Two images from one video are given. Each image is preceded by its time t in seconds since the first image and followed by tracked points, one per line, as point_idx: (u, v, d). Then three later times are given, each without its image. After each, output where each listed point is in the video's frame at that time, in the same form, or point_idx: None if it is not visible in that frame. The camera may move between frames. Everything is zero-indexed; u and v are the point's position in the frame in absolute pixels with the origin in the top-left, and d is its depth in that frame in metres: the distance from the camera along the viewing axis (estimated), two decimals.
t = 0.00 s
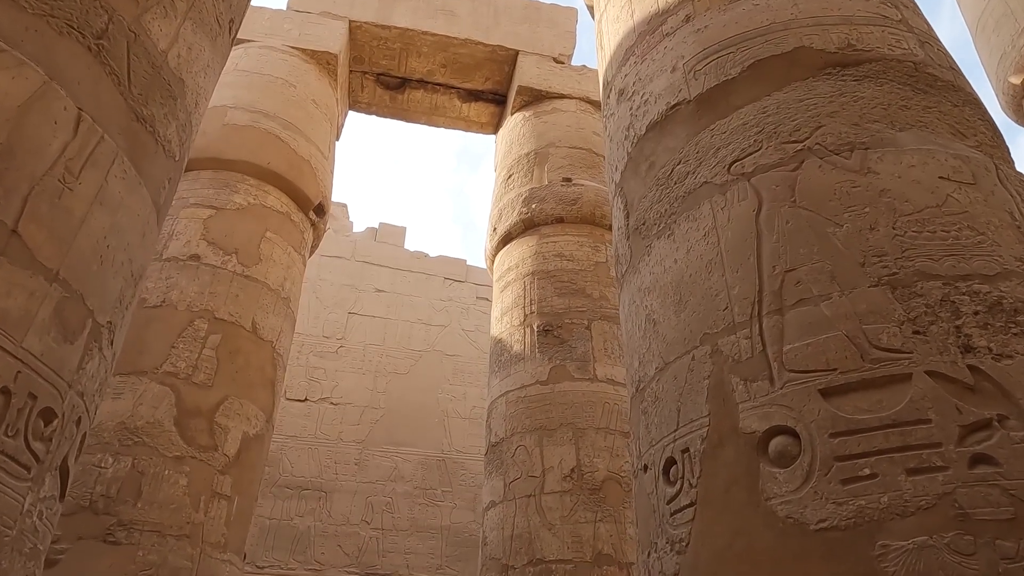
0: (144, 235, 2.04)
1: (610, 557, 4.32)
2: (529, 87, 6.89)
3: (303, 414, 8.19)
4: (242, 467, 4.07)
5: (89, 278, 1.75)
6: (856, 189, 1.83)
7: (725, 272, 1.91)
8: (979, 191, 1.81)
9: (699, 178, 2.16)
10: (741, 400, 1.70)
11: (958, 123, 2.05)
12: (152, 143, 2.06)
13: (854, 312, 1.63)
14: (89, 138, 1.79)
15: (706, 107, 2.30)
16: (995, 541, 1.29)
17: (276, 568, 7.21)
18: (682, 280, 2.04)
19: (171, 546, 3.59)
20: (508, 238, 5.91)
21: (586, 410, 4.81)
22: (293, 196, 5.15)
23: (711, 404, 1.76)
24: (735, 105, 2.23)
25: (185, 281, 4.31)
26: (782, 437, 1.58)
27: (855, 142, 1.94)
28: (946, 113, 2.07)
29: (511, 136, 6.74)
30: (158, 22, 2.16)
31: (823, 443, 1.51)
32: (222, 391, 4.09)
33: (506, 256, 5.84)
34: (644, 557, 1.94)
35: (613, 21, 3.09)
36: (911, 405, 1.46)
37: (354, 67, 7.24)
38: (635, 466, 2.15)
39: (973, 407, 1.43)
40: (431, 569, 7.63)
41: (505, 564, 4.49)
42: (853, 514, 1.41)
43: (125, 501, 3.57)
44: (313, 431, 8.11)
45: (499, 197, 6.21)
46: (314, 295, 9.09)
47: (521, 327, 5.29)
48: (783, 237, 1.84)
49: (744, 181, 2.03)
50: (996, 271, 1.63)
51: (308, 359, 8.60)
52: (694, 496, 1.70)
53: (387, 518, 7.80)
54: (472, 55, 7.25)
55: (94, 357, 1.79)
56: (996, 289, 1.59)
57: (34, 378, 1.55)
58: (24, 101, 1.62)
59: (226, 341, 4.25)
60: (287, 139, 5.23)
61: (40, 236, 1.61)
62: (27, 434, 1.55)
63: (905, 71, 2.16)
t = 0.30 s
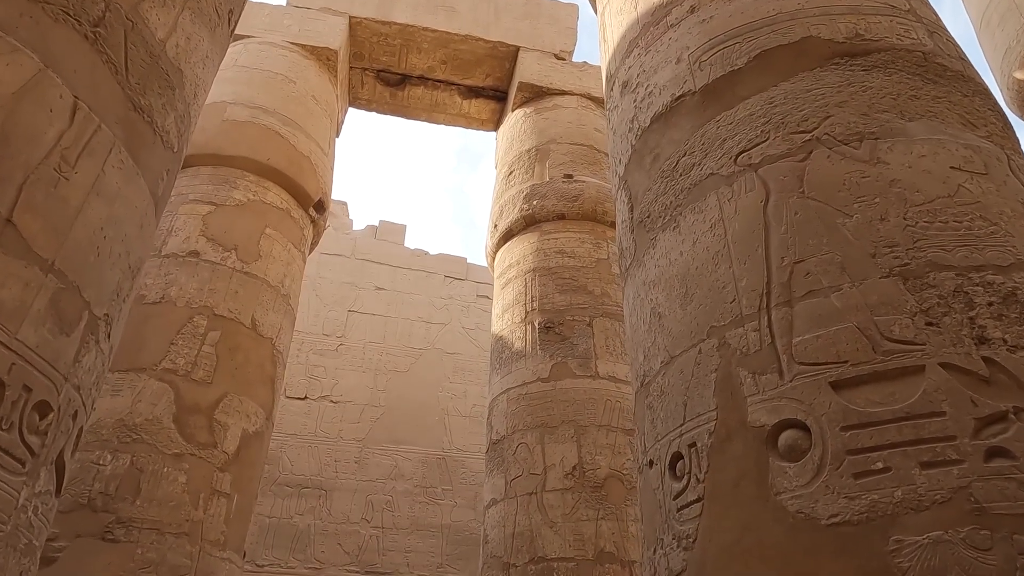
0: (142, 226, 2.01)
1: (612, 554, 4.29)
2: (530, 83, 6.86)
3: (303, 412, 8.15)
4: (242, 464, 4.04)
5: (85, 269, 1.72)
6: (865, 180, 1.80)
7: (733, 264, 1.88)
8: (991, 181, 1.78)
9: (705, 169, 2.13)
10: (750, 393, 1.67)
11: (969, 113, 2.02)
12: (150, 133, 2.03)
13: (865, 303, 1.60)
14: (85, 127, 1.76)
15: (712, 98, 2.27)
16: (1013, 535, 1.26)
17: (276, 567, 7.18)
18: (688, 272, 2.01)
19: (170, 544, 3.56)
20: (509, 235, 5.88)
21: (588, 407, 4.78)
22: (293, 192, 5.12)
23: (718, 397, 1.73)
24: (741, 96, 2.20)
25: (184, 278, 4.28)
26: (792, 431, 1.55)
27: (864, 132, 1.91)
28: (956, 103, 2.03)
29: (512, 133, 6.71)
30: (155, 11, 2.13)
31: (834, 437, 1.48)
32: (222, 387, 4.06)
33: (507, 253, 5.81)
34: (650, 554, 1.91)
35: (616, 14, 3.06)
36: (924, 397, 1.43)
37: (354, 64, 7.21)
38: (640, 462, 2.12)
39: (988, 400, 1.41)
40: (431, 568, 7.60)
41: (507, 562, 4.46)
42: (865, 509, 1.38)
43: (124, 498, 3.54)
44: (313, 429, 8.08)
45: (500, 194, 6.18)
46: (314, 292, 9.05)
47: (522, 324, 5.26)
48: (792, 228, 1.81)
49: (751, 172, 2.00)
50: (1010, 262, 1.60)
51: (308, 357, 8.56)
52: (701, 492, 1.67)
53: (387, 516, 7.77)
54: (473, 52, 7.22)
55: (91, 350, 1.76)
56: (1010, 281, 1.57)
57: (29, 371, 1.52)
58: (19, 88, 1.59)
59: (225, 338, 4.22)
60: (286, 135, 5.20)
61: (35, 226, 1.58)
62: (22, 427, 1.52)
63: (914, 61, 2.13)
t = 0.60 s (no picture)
0: (139, 217, 1.97)
1: (614, 553, 4.26)
2: (532, 80, 6.82)
3: (303, 411, 8.12)
4: (241, 462, 4.01)
5: (81, 260, 1.69)
6: (876, 170, 1.77)
7: (740, 256, 1.85)
8: (1003, 172, 1.75)
9: (711, 161, 2.10)
10: (759, 386, 1.63)
11: (979, 103, 1.98)
12: (147, 124, 2.00)
13: (877, 295, 1.57)
14: (81, 116, 1.72)
15: (718, 89, 2.24)
16: None
17: (275, 565, 7.15)
18: (695, 265, 1.98)
19: (169, 542, 3.53)
20: (510, 232, 5.85)
21: (590, 405, 4.75)
22: (293, 189, 5.09)
23: (726, 391, 1.70)
24: (748, 86, 2.17)
25: (183, 274, 4.24)
26: (803, 424, 1.52)
27: (874, 122, 1.88)
28: (967, 94, 2.00)
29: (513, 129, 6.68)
30: None
31: (846, 431, 1.44)
32: (221, 385, 4.03)
33: (508, 250, 5.78)
34: (655, 551, 1.88)
35: (620, 6, 3.02)
36: (938, 390, 1.40)
37: (354, 60, 7.17)
38: (645, 458, 2.09)
39: (1004, 392, 1.37)
40: (432, 567, 7.57)
41: (508, 561, 4.43)
42: (879, 504, 1.35)
43: (122, 496, 3.51)
44: (313, 428, 8.05)
45: (502, 191, 6.15)
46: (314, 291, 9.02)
47: (524, 322, 5.23)
48: (801, 219, 1.78)
49: (758, 163, 1.97)
50: None
51: (308, 355, 8.53)
52: (709, 487, 1.64)
53: (387, 515, 7.75)
54: (473, 48, 7.19)
55: (87, 344, 1.73)
56: None
57: (22, 362, 1.49)
58: (14, 75, 1.55)
59: (225, 335, 4.18)
60: (286, 132, 5.17)
61: (30, 215, 1.54)
62: (16, 421, 1.49)
63: (924, 51, 2.09)
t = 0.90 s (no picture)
0: (137, 209, 1.95)
1: (617, 552, 4.23)
2: (533, 77, 6.80)
3: (303, 410, 8.09)
4: (241, 460, 3.98)
5: (78, 251, 1.66)
6: (886, 160, 1.74)
7: (748, 248, 1.82)
8: (1016, 162, 1.72)
9: (718, 152, 2.07)
10: (767, 379, 1.60)
11: (990, 94, 1.95)
12: (145, 113, 1.97)
13: (888, 286, 1.54)
14: (78, 105, 1.69)
15: (724, 80, 2.21)
16: None
17: (276, 565, 7.12)
18: (701, 257, 1.95)
19: (168, 540, 3.49)
20: (512, 229, 5.82)
21: (592, 403, 4.72)
22: (293, 186, 5.06)
23: (734, 384, 1.67)
24: (754, 77, 2.14)
25: (183, 271, 4.21)
26: (813, 418, 1.49)
27: (883, 112, 1.84)
28: (978, 84, 1.97)
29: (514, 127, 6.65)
30: None
31: (858, 423, 1.42)
32: (221, 382, 4.00)
33: (510, 248, 5.76)
34: (661, 547, 1.85)
35: None
36: (953, 381, 1.37)
37: (354, 58, 7.15)
38: (650, 453, 2.06)
39: (1020, 384, 1.34)
40: (433, 566, 7.54)
41: (509, 560, 4.40)
42: (892, 498, 1.32)
43: (121, 494, 3.48)
44: (313, 427, 8.02)
45: (503, 189, 6.12)
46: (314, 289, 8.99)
47: (525, 319, 5.20)
48: (810, 210, 1.75)
49: (766, 154, 1.94)
50: None
51: (308, 354, 8.50)
52: (717, 482, 1.61)
53: (388, 514, 7.72)
54: (474, 46, 7.16)
55: (84, 337, 1.70)
56: None
57: (17, 353, 1.46)
58: (10, 62, 1.52)
59: (224, 332, 4.16)
60: (286, 128, 5.14)
61: (26, 204, 1.51)
62: (12, 414, 1.46)
63: (933, 41, 2.06)
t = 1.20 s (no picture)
0: (136, 199, 1.92)
1: (619, 550, 4.20)
2: (535, 74, 6.77)
3: (303, 409, 8.06)
4: (241, 457, 3.95)
5: (75, 241, 1.63)
6: (897, 149, 1.71)
7: (756, 238, 1.79)
8: None
9: (724, 143, 2.05)
10: (777, 371, 1.58)
11: (1001, 82, 1.92)
12: (143, 103, 1.94)
13: (901, 275, 1.51)
14: (75, 93, 1.66)
15: (731, 70, 2.18)
16: None
17: (276, 564, 7.09)
18: (708, 249, 1.92)
19: (167, 538, 3.47)
20: (513, 226, 5.79)
21: (595, 401, 4.69)
22: (293, 183, 5.03)
23: (743, 377, 1.64)
24: (761, 67, 2.11)
25: (182, 268, 4.18)
26: (824, 410, 1.46)
27: (893, 101, 1.81)
28: (989, 73, 1.94)
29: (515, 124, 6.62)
30: None
31: (870, 415, 1.39)
32: (221, 379, 3.98)
33: (511, 245, 5.72)
34: (667, 543, 1.82)
35: None
36: (968, 371, 1.34)
37: (355, 55, 7.12)
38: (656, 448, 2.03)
39: None
40: (434, 565, 7.52)
41: (511, 558, 4.37)
42: (907, 491, 1.29)
43: (120, 492, 3.45)
44: (313, 425, 7.99)
45: (504, 185, 6.09)
46: (315, 288, 8.96)
47: (527, 317, 5.17)
48: (819, 200, 1.72)
49: (773, 144, 1.91)
50: None
51: (308, 352, 8.47)
52: (725, 476, 1.58)
53: (388, 513, 7.69)
54: (475, 42, 7.13)
55: (81, 328, 1.68)
56: None
57: (12, 344, 1.43)
58: (5, 47, 1.49)
59: (225, 329, 4.13)
60: (287, 125, 5.12)
61: (21, 191, 1.49)
62: (7, 406, 1.43)
63: (943, 29, 2.03)
